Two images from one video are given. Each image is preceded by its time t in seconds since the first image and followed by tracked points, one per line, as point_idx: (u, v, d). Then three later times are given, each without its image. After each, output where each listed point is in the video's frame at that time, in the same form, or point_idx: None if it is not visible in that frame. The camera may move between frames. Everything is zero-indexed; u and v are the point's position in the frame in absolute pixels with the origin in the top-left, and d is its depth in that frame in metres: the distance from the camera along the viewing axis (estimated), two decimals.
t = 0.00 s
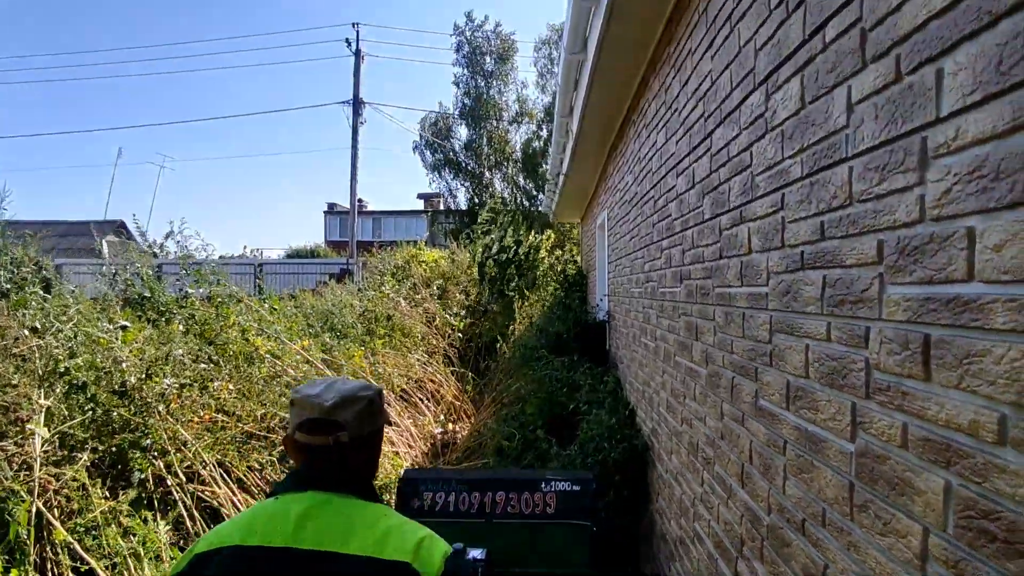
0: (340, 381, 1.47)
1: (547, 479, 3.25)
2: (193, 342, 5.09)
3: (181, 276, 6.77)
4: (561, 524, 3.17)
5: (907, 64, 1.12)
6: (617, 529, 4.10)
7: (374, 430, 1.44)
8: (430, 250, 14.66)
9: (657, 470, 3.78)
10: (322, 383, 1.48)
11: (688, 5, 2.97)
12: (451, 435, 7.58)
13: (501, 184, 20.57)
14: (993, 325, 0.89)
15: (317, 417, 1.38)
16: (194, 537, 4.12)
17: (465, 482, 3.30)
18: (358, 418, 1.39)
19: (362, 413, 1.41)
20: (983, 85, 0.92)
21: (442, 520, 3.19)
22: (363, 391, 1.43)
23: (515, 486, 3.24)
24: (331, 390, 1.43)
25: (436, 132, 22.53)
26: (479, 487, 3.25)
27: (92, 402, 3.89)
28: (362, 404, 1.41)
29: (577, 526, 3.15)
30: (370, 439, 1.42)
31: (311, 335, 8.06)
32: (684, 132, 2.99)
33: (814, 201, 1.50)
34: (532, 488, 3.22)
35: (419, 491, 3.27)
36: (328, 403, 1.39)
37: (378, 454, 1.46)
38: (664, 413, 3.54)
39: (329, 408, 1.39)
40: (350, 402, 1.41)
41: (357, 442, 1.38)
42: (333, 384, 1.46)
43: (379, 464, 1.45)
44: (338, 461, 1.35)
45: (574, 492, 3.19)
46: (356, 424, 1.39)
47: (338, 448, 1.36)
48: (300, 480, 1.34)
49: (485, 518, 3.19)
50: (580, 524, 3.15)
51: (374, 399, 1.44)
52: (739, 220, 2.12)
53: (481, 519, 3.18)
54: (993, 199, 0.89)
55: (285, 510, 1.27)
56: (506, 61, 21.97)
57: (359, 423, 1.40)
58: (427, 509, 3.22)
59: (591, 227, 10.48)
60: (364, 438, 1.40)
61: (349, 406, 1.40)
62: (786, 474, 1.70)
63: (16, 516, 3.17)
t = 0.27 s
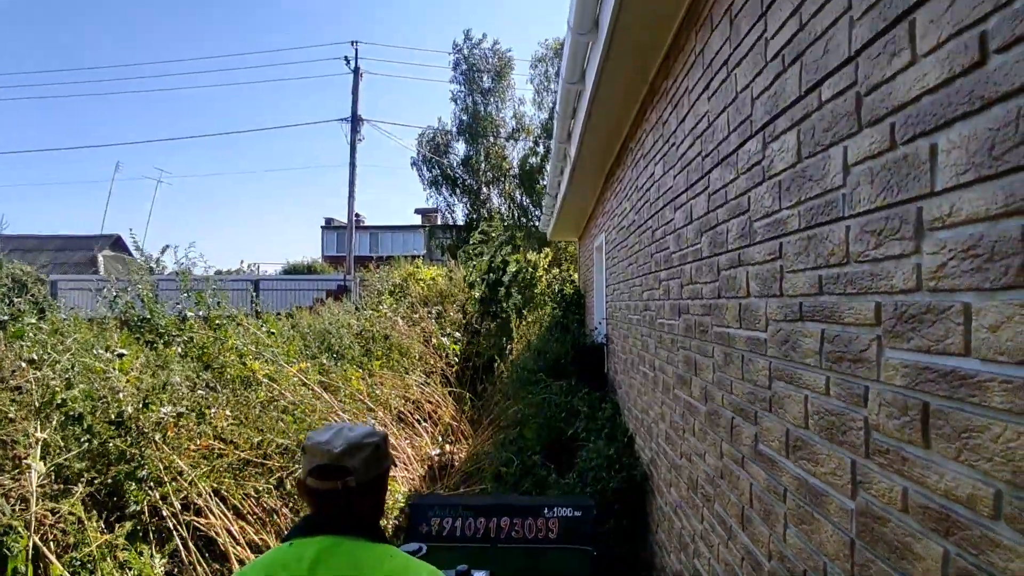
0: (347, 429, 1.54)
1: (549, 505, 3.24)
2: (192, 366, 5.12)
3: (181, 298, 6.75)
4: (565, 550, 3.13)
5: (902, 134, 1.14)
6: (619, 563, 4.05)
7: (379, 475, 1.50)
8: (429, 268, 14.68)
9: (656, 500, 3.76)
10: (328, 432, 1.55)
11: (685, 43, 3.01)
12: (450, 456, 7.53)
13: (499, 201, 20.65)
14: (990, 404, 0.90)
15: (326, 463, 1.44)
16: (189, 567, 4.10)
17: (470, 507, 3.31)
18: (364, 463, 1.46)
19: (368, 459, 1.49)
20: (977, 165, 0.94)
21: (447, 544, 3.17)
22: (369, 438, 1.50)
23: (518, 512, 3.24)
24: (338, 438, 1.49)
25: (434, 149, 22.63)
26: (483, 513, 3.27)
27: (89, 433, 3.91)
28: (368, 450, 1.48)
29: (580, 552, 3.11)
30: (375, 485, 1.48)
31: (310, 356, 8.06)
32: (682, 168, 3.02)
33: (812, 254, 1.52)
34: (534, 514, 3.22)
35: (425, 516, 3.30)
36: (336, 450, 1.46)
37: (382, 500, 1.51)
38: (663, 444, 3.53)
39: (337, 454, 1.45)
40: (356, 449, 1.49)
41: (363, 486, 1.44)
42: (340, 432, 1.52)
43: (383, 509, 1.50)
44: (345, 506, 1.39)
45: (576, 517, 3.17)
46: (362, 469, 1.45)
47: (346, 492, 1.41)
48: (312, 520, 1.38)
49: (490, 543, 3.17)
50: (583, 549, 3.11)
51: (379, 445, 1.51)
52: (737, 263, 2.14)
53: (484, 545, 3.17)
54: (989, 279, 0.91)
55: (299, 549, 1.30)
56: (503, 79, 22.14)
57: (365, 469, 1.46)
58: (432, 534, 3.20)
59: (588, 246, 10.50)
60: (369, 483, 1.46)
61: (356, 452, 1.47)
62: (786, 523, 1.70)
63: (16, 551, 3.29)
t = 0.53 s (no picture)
0: (340, 446, 1.67)
1: (551, 515, 3.32)
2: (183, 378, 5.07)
3: (172, 309, 6.68)
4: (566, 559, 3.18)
5: (902, 171, 1.16)
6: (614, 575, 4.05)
7: (369, 489, 1.63)
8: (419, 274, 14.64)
9: (651, 514, 3.77)
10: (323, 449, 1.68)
11: (680, 62, 3.04)
12: (443, 465, 7.48)
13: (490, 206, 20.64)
14: (993, 445, 0.92)
15: (318, 479, 1.57)
16: None
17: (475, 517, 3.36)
18: (354, 479, 1.59)
19: (358, 474, 1.61)
20: (978, 209, 0.95)
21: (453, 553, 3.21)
22: (359, 455, 1.63)
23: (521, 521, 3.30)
24: (331, 455, 1.62)
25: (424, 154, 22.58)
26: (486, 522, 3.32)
27: (78, 450, 3.91)
28: (357, 466, 1.61)
29: (580, 560, 3.15)
30: (365, 498, 1.60)
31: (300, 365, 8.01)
32: (676, 185, 3.04)
33: (810, 282, 1.54)
34: (536, 522, 3.28)
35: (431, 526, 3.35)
36: (328, 467, 1.59)
37: (372, 512, 1.63)
38: (657, 458, 3.54)
39: (329, 471, 1.58)
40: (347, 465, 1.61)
41: (352, 500, 1.56)
42: (333, 449, 1.65)
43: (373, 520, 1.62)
44: (337, 519, 1.53)
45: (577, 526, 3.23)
46: (352, 484, 1.58)
47: (337, 505, 1.54)
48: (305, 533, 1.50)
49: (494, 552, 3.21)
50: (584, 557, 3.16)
51: (368, 461, 1.63)
52: (733, 284, 2.16)
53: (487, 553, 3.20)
54: (991, 322, 0.92)
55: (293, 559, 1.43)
56: (494, 85, 22.18)
57: (355, 483, 1.59)
58: (439, 543, 3.26)
59: (580, 254, 10.54)
60: (359, 497, 1.59)
61: (346, 468, 1.59)
62: (785, 547, 1.70)
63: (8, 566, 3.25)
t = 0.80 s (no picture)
0: (335, 440, 1.70)
1: (542, 509, 3.79)
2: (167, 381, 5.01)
3: (156, 311, 6.58)
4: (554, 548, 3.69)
5: (892, 178, 1.17)
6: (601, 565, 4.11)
7: (361, 482, 1.67)
8: (408, 273, 14.59)
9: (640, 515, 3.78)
10: (319, 442, 1.72)
11: (669, 65, 3.06)
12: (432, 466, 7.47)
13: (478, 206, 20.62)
14: (982, 450, 0.93)
15: (312, 472, 1.61)
16: None
17: (471, 512, 3.81)
18: (346, 473, 1.63)
19: (350, 468, 1.65)
20: (967, 217, 0.97)
21: (450, 545, 3.68)
22: (352, 449, 1.67)
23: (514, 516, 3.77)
24: (324, 449, 1.66)
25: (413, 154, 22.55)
26: (481, 517, 3.79)
27: (61, 454, 3.86)
28: (349, 460, 1.64)
29: (570, 551, 3.66)
30: (357, 491, 1.65)
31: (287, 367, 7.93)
32: (666, 187, 3.06)
33: (800, 286, 1.55)
34: (529, 517, 3.76)
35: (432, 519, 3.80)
36: (321, 461, 1.63)
37: (364, 504, 1.68)
38: (647, 459, 3.56)
39: (322, 465, 1.62)
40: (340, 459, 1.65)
41: (343, 494, 1.60)
42: (328, 444, 1.69)
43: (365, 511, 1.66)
44: (328, 512, 1.57)
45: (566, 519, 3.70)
46: (344, 478, 1.62)
47: (330, 498, 1.58)
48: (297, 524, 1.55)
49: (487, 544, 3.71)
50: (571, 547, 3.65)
51: (360, 456, 1.67)
52: (723, 287, 2.17)
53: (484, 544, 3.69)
54: (981, 329, 0.94)
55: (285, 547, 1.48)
56: (482, 85, 22.16)
57: (348, 477, 1.63)
58: (437, 536, 3.74)
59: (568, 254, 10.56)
60: (351, 490, 1.63)
61: (339, 462, 1.63)
62: (775, 549, 1.72)
63: None
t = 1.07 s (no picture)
0: (330, 431, 1.68)
1: (527, 494, 3.98)
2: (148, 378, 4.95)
3: (134, 309, 6.51)
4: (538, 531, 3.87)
5: (875, 167, 1.16)
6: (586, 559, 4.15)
7: (356, 474, 1.65)
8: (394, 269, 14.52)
9: (626, 508, 3.79)
10: (316, 434, 1.71)
11: (654, 58, 3.05)
12: (418, 461, 7.44)
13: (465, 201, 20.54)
14: (964, 438, 0.93)
15: (307, 463, 1.60)
16: None
17: (456, 498, 3.98)
18: (341, 464, 1.61)
19: (344, 460, 1.63)
20: (949, 205, 0.96)
21: (437, 529, 3.86)
22: (346, 440, 1.65)
23: (499, 501, 3.95)
24: (320, 440, 1.65)
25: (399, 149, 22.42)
26: (467, 502, 3.95)
27: (39, 452, 3.80)
28: (344, 451, 1.63)
29: (553, 532, 3.86)
30: (351, 482, 1.62)
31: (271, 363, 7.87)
32: (651, 181, 3.05)
33: (784, 277, 1.54)
34: (514, 501, 3.95)
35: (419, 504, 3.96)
36: (316, 452, 1.62)
37: (360, 494, 1.65)
38: (632, 453, 3.56)
39: (316, 456, 1.61)
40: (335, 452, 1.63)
41: (338, 485, 1.58)
42: (323, 436, 1.67)
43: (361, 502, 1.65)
44: (323, 502, 1.56)
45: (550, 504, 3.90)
46: (339, 469, 1.60)
47: (324, 489, 1.56)
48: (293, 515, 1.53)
49: (474, 528, 3.88)
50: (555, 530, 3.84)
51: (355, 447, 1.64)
52: (708, 278, 2.16)
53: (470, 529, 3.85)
54: (962, 316, 0.93)
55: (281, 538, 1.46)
56: (469, 80, 22.05)
57: (342, 469, 1.61)
58: (424, 521, 3.90)
59: (555, 249, 10.56)
60: (346, 481, 1.61)
61: (333, 454, 1.62)
62: (758, 540, 1.72)
63: None
